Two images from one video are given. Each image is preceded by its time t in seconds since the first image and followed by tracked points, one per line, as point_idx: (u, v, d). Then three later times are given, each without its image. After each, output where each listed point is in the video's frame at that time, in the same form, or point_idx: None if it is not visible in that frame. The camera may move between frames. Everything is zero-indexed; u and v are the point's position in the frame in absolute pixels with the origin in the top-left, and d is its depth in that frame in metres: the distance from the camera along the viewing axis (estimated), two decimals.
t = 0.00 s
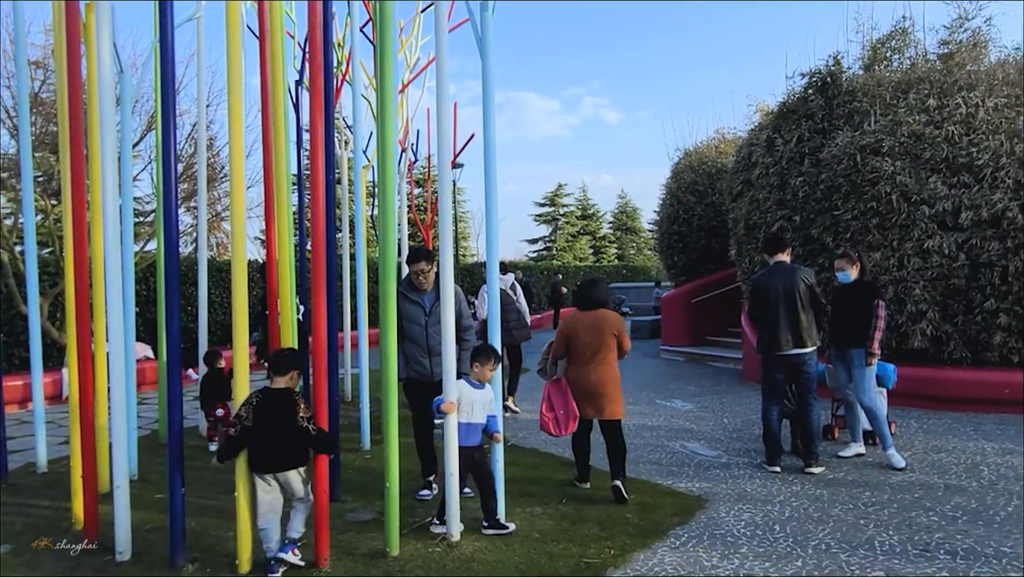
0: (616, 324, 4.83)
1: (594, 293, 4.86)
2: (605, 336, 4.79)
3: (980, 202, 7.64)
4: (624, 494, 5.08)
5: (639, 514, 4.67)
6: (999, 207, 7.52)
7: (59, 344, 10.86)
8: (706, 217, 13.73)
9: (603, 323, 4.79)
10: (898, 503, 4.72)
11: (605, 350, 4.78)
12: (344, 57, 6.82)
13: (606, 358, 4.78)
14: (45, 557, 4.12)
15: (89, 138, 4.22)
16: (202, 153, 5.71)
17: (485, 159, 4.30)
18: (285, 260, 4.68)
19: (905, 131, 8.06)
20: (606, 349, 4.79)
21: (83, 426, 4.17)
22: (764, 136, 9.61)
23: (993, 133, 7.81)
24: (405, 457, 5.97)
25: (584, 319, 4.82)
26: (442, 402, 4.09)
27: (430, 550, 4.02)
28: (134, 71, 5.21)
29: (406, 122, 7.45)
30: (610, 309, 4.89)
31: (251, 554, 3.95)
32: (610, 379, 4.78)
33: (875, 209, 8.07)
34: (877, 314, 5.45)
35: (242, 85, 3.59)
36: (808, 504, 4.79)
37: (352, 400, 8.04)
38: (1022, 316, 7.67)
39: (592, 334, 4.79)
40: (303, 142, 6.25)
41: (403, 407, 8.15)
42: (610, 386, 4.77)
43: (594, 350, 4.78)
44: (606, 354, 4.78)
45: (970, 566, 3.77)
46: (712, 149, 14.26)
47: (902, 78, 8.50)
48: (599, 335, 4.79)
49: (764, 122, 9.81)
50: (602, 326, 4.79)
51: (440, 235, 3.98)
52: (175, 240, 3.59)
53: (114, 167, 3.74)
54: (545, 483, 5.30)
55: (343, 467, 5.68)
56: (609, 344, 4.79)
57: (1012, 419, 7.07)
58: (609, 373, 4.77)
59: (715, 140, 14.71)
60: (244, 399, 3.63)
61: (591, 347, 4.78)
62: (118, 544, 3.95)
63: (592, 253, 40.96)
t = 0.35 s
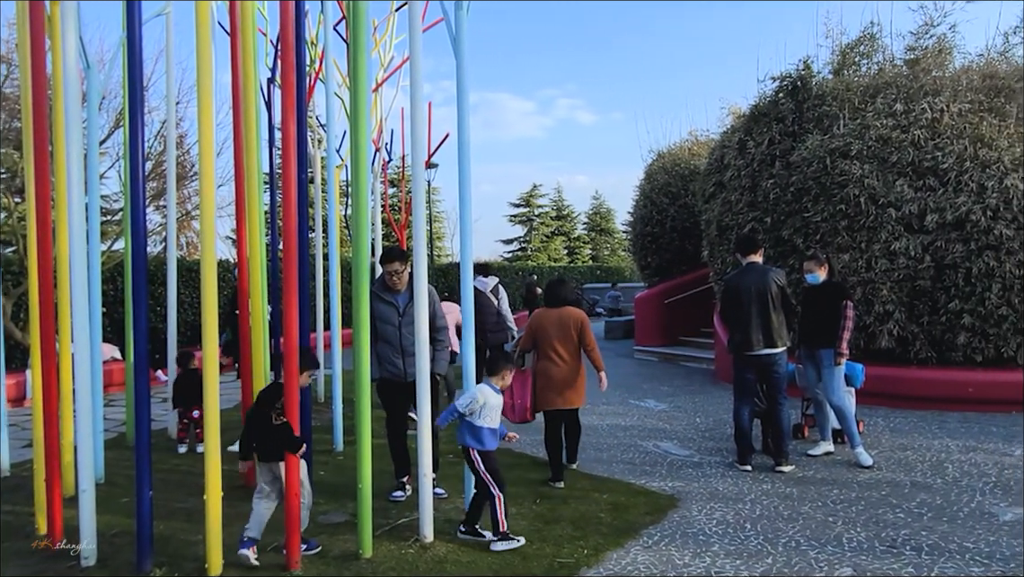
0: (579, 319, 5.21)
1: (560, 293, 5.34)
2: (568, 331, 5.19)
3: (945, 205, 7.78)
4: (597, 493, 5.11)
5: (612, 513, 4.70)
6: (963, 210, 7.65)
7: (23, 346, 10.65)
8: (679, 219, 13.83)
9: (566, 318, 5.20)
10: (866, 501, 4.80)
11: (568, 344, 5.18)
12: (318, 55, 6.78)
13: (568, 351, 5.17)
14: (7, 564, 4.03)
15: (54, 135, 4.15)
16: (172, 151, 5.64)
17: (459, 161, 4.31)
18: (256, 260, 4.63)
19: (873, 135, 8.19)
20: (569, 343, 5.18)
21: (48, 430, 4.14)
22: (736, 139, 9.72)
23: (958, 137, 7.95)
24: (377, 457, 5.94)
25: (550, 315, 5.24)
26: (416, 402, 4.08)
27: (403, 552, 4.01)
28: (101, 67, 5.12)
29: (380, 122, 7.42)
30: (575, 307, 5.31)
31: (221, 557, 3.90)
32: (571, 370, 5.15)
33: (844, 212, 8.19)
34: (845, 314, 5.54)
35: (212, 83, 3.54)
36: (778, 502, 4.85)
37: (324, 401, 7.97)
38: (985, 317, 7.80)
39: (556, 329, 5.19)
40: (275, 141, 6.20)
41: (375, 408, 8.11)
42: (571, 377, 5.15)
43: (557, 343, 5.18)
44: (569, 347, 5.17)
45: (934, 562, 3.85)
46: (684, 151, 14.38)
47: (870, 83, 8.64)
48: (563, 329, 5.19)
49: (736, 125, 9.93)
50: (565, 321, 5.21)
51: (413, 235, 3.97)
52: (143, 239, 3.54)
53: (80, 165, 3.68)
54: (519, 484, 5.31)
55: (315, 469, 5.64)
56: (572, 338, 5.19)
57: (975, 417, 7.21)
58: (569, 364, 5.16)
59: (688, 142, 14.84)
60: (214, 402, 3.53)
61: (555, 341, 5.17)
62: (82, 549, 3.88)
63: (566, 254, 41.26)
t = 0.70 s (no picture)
0: (556, 315, 5.54)
1: (541, 289, 5.62)
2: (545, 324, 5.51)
3: (917, 207, 7.88)
4: (576, 493, 5.12)
5: (590, 513, 4.71)
6: (934, 211, 7.76)
7: None
8: (657, 219, 13.91)
9: (545, 314, 5.52)
10: (840, 498, 4.86)
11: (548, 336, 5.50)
12: (295, 54, 6.73)
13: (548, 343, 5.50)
14: None
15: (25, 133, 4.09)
16: (146, 150, 5.57)
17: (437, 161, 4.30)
18: (232, 259, 4.60)
19: (847, 137, 8.30)
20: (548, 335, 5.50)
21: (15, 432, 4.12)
22: (713, 140, 9.79)
23: (929, 140, 8.06)
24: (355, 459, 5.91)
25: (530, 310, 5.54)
26: (394, 402, 4.06)
27: (381, 554, 3.99)
28: (73, 64, 5.05)
29: (358, 121, 7.39)
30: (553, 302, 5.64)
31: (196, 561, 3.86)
32: (552, 362, 5.47)
33: (819, 213, 8.30)
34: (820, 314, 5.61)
35: (186, 80, 3.50)
36: (755, 500, 4.89)
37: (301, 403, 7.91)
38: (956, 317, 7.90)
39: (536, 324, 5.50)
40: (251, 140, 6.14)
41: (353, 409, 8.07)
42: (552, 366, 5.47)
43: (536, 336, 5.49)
44: (547, 340, 5.49)
45: (906, 558, 3.90)
46: (662, 152, 14.46)
47: (845, 86, 8.74)
48: (542, 323, 5.50)
49: (713, 127, 10.01)
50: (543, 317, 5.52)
51: (391, 235, 3.95)
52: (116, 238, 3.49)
53: (51, 162, 3.62)
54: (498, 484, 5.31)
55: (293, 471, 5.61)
56: (550, 332, 5.52)
57: (947, 415, 7.32)
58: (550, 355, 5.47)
59: (666, 143, 14.92)
60: (189, 403, 3.50)
61: (536, 335, 5.47)
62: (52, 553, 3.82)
63: (545, 254, 41.34)
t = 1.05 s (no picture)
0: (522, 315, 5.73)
1: (505, 288, 5.77)
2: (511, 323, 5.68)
3: (888, 208, 8.00)
4: (554, 492, 5.14)
5: (567, 511, 4.73)
6: (905, 212, 7.88)
7: None
8: (634, 219, 13.98)
9: (511, 314, 5.70)
10: (813, 495, 4.92)
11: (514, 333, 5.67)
12: (270, 52, 6.68)
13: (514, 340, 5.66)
14: None
15: None
16: (118, 148, 5.49)
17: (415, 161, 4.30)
18: (206, 258, 4.56)
19: (820, 139, 8.42)
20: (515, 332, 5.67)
21: None
22: (689, 141, 9.88)
23: (899, 142, 8.18)
24: (332, 460, 5.88)
25: (496, 309, 5.73)
26: (371, 401, 4.04)
27: (358, 555, 3.97)
28: (42, 60, 4.96)
29: (335, 120, 7.35)
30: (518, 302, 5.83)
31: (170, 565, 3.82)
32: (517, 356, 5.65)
33: (793, 213, 8.40)
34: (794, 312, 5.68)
35: (158, 77, 3.45)
36: (730, 497, 4.94)
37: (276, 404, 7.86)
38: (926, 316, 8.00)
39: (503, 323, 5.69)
40: (226, 138, 6.09)
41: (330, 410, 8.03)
42: (519, 362, 5.64)
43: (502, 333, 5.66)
44: (514, 337, 5.66)
45: (878, 552, 3.96)
46: (639, 152, 14.54)
47: (818, 88, 8.85)
48: (509, 321, 5.69)
49: (689, 128, 10.09)
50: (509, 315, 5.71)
51: (368, 235, 3.93)
52: (86, 237, 3.44)
53: (18, 160, 3.56)
54: (476, 484, 5.31)
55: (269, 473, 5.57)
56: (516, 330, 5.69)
57: (917, 412, 7.45)
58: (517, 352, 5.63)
59: (642, 143, 15.00)
60: (162, 405, 3.46)
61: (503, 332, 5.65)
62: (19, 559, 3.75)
63: (523, 254, 41.58)
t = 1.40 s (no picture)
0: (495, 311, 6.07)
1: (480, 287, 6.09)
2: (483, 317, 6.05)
3: (868, 207, 8.07)
4: (537, 491, 5.15)
5: (551, 510, 4.74)
6: (884, 212, 7.95)
7: None
8: (617, 219, 14.04)
9: (485, 312, 6.05)
10: (795, 491, 4.96)
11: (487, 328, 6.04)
12: (252, 50, 6.64)
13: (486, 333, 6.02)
14: None
15: None
16: (96, 147, 5.43)
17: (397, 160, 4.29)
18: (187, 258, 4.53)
19: (801, 139, 8.49)
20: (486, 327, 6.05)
21: None
22: (672, 141, 9.93)
23: (878, 142, 8.26)
24: (315, 461, 5.86)
25: (469, 304, 6.11)
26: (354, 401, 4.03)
27: (341, 556, 3.96)
28: (18, 57, 4.90)
29: (317, 119, 7.32)
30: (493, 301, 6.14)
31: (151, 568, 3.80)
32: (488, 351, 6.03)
33: (774, 213, 8.47)
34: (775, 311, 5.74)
35: (137, 76, 3.42)
36: (713, 495, 4.97)
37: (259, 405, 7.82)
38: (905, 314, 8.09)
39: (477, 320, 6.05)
40: (207, 137, 6.05)
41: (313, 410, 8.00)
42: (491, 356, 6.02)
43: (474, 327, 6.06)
44: (488, 332, 6.03)
45: (858, 548, 4.00)
46: (622, 152, 14.58)
47: (798, 88, 8.93)
48: (482, 319, 6.05)
49: (671, 128, 10.15)
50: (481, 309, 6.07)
51: (351, 235, 3.93)
52: (64, 237, 3.40)
53: None
54: (460, 483, 5.31)
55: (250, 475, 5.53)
56: (490, 327, 6.05)
57: (897, 409, 7.53)
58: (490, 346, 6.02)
59: (626, 143, 15.03)
60: (142, 407, 3.44)
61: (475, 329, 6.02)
62: None
63: (507, 254, 41.62)
